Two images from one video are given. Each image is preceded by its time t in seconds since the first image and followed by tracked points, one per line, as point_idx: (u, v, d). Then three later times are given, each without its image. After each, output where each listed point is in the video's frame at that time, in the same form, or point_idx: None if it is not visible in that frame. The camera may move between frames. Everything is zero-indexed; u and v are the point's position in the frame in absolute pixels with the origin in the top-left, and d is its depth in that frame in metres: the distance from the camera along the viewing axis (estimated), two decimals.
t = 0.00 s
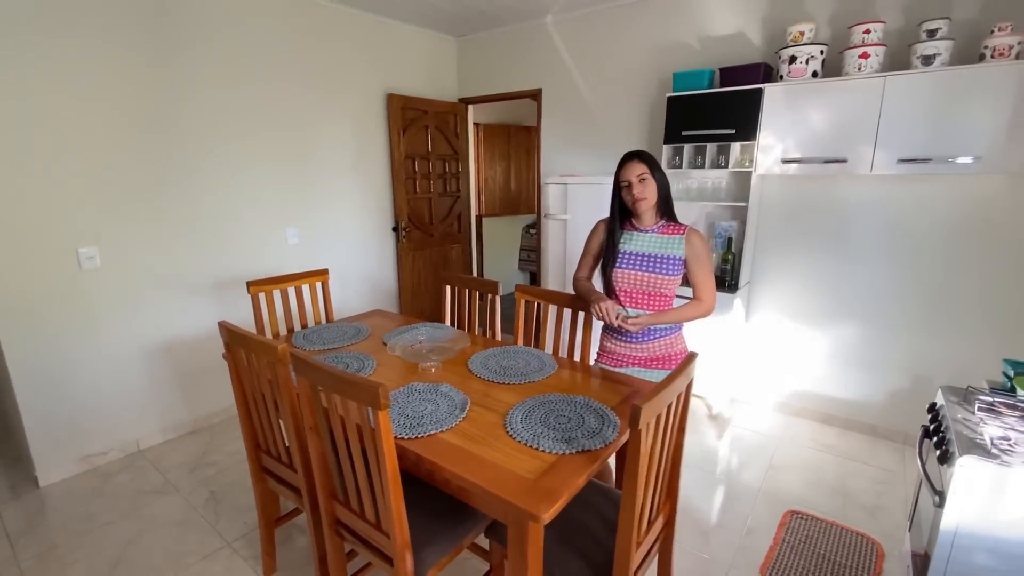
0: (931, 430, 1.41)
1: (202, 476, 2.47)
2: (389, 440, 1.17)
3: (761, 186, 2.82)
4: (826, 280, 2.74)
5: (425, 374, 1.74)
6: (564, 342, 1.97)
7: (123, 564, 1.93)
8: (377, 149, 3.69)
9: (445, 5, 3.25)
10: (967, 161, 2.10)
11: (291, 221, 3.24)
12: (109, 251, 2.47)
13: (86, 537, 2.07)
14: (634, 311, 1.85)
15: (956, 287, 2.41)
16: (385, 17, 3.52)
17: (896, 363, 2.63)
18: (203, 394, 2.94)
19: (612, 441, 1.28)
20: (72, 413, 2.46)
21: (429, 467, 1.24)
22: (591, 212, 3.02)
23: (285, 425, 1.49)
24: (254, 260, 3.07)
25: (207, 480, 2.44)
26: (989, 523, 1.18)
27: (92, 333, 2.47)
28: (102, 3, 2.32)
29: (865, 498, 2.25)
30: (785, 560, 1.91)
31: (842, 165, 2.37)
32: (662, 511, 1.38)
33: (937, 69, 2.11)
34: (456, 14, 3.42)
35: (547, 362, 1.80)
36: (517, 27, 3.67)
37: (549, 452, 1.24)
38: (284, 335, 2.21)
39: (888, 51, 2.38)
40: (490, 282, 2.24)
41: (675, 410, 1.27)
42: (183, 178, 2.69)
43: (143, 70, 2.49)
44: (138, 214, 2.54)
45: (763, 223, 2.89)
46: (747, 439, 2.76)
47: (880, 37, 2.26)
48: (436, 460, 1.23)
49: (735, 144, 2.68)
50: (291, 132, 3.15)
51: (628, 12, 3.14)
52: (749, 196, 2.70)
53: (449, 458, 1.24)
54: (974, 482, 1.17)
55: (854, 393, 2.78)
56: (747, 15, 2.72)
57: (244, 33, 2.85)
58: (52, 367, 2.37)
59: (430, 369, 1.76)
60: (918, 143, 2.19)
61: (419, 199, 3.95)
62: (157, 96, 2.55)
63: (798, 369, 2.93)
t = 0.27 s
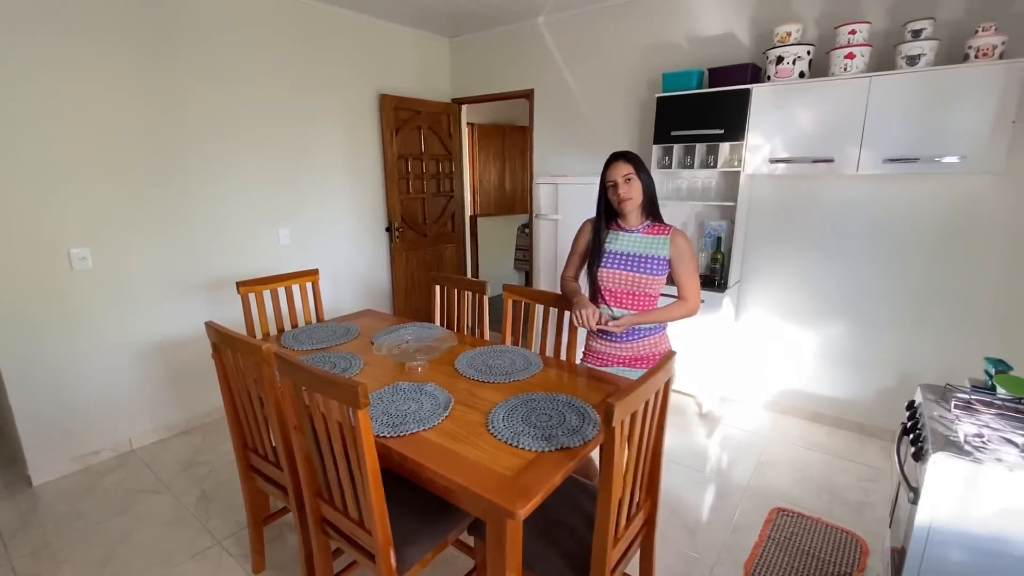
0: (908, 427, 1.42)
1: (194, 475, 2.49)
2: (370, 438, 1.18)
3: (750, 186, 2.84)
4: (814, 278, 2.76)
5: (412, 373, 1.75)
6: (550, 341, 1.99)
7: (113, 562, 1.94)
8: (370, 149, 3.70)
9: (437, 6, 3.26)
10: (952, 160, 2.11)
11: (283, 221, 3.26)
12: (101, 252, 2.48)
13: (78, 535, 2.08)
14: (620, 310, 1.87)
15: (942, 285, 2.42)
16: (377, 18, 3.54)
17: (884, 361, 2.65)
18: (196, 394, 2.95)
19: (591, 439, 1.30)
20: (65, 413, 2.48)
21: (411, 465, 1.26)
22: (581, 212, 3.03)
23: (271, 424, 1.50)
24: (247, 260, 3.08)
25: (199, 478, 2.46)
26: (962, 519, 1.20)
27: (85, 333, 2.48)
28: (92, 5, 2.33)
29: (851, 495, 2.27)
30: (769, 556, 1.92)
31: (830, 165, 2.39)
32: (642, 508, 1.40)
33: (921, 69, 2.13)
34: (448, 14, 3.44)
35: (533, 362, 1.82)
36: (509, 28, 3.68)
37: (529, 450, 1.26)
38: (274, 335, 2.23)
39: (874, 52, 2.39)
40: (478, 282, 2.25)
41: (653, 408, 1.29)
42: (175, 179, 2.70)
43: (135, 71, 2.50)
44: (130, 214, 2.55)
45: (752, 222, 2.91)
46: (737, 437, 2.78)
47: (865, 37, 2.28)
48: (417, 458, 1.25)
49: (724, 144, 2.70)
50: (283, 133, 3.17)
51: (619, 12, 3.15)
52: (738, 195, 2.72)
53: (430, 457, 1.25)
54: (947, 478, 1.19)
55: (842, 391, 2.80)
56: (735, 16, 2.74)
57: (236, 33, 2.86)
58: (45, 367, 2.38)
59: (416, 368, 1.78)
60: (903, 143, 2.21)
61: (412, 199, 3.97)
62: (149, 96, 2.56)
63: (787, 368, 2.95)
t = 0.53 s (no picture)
0: (886, 420, 1.44)
1: (188, 471, 2.51)
2: (354, 430, 1.20)
3: (740, 182, 2.86)
4: (804, 274, 2.78)
5: (400, 368, 1.77)
6: (539, 336, 2.01)
7: (107, 556, 1.96)
8: (363, 147, 3.72)
9: (430, 4, 3.27)
10: (939, 157, 2.13)
11: (277, 219, 3.27)
12: (95, 249, 2.49)
13: (73, 530, 2.11)
14: (607, 306, 1.89)
15: (929, 281, 2.44)
16: (371, 16, 3.55)
17: (872, 356, 2.67)
18: (190, 390, 2.97)
19: (573, 431, 1.32)
20: (60, 409, 2.50)
21: (395, 458, 1.28)
22: (573, 209, 3.07)
23: (259, 419, 1.52)
24: (241, 257, 3.10)
25: (193, 474, 2.48)
26: (936, 509, 1.21)
27: (80, 330, 2.50)
28: (85, 4, 2.34)
29: (838, 488, 2.30)
30: (754, 549, 1.95)
31: (818, 162, 2.40)
32: (625, 499, 1.42)
33: (907, 67, 2.14)
34: (441, 13, 3.45)
35: (520, 356, 1.84)
36: (502, 26, 3.69)
37: (511, 442, 1.28)
38: (266, 331, 2.25)
39: (861, 49, 2.41)
40: (468, 279, 2.28)
41: (634, 400, 1.30)
42: (169, 177, 2.71)
43: (128, 69, 2.51)
44: (124, 212, 2.57)
45: (742, 219, 2.92)
46: (727, 432, 2.80)
47: (852, 35, 2.29)
48: (401, 450, 1.27)
49: (714, 141, 2.71)
50: (277, 131, 3.18)
51: (611, 10, 3.16)
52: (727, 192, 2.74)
53: (415, 449, 1.27)
54: (922, 469, 1.20)
55: (832, 387, 2.82)
56: (725, 13, 2.75)
57: (229, 32, 2.87)
58: (40, 364, 2.40)
59: (405, 364, 1.80)
60: (890, 140, 2.23)
61: (407, 197, 3.98)
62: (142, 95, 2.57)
63: (777, 363, 2.97)
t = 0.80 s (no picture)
0: (868, 414, 1.46)
1: (181, 468, 2.52)
2: (342, 425, 1.21)
3: (730, 180, 2.88)
4: (794, 271, 2.81)
5: (390, 365, 1.79)
6: (528, 333, 2.03)
7: (100, 553, 1.97)
8: (356, 145, 3.73)
9: (422, 3, 3.28)
10: (926, 154, 2.15)
11: (270, 217, 3.28)
12: (88, 248, 2.50)
13: (65, 527, 2.11)
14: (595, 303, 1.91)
15: (916, 277, 2.47)
16: (364, 15, 3.55)
17: (861, 353, 2.70)
18: (183, 388, 2.98)
19: (559, 425, 1.34)
20: (53, 407, 2.50)
21: (383, 452, 1.29)
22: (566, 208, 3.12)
23: (249, 415, 1.53)
24: (234, 256, 3.11)
25: (186, 471, 2.49)
26: (915, 501, 1.23)
27: (72, 328, 2.51)
28: (77, 2, 2.34)
29: (826, 483, 2.32)
30: (742, 542, 1.97)
31: (806, 160, 2.42)
32: (611, 492, 1.44)
33: (893, 65, 2.16)
34: (433, 12, 3.46)
35: (509, 353, 1.86)
36: (495, 25, 3.70)
37: (498, 436, 1.30)
38: (258, 329, 2.26)
39: (848, 48, 2.43)
40: (459, 277, 2.29)
41: (619, 394, 1.32)
42: (161, 175, 2.72)
43: (121, 68, 2.51)
44: (116, 210, 2.57)
45: (733, 217, 2.95)
46: (718, 428, 2.82)
47: (839, 34, 2.31)
48: (388, 444, 1.28)
49: (704, 139, 2.73)
50: (270, 130, 3.19)
51: (603, 9, 3.18)
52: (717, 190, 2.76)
53: (402, 443, 1.28)
54: (900, 461, 1.22)
55: (821, 383, 2.85)
56: (715, 12, 2.77)
57: (221, 30, 2.87)
58: (32, 362, 2.40)
59: (395, 360, 1.81)
60: (877, 138, 2.25)
61: (400, 195, 4.00)
62: (134, 93, 2.57)
63: (768, 359, 3.00)
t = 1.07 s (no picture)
0: (860, 412, 1.47)
1: (179, 469, 2.52)
2: (338, 425, 1.23)
3: (726, 181, 2.90)
4: (788, 271, 2.83)
5: (387, 365, 1.80)
6: (524, 334, 2.04)
7: (98, 553, 1.98)
8: (354, 147, 3.74)
9: (419, 6, 3.30)
10: (918, 156, 2.17)
11: (268, 219, 3.29)
12: (86, 250, 2.51)
13: (64, 528, 2.12)
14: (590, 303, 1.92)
15: (909, 277, 2.49)
16: (361, 18, 3.57)
17: (855, 353, 2.72)
18: (181, 389, 2.99)
19: (553, 424, 1.35)
20: (51, 409, 2.51)
21: (379, 452, 1.30)
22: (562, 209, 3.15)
23: (246, 415, 1.55)
24: (232, 257, 3.12)
25: (185, 472, 2.50)
26: (905, 498, 1.24)
27: (71, 330, 2.51)
28: (75, 5, 2.35)
29: (821, 482, 2.34)
30: (737, 540, 1.98)
31: (799, 161, 2.44)
32: (606, 491, 1.46)
33: (885, 67, 2.19)
34: (430, 14, 3.48)
35: (505, 353, 1.87)
36: (492, 27, 3.72)
37: (493, 435, 1.31)
38: (255, 330, 2.27)
39: (841, 50, 2.45)
40: (456, 278, 2.31)
41: (613, 393, 1.33)
42: (159, 177, 2.73)
43: (120, 70, 2.53)
44: (114, 212, 2.58)
45: (728, 217, 2.96)
46: (714, 428, 2.84)
47: (832, 36, 2.33)
48: (384, 443, 1.29)
49: (699, 141, 2.75)
50: (268, 132, 3.20)
51: (598, 11, 3.20)
52: (712, 191, 2.78)
53: (398, 443, 1.30)
54: (890, 458, 1.23)
55: (816, 382, 2.87)
56: (710, 14, 2.79)
57: (219, 33, 2.88)
58: (30, 364, 2.41)
59: (391, 361, 1.83)
60: (870, 139, 2.27)
61: (398, 197, 4.01)
62: (133, 96, 2.58)
63: (763, 359, 3.02)
